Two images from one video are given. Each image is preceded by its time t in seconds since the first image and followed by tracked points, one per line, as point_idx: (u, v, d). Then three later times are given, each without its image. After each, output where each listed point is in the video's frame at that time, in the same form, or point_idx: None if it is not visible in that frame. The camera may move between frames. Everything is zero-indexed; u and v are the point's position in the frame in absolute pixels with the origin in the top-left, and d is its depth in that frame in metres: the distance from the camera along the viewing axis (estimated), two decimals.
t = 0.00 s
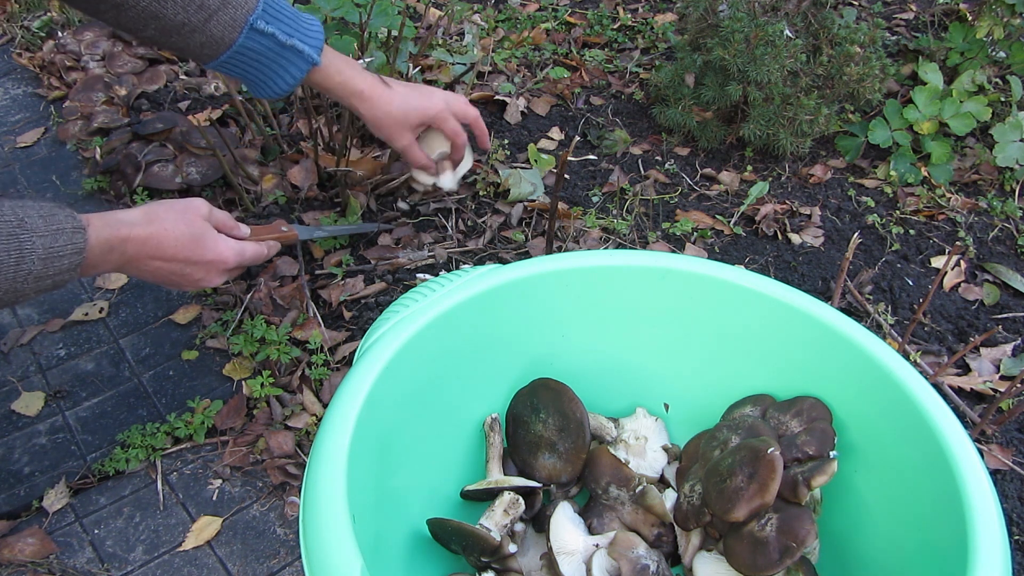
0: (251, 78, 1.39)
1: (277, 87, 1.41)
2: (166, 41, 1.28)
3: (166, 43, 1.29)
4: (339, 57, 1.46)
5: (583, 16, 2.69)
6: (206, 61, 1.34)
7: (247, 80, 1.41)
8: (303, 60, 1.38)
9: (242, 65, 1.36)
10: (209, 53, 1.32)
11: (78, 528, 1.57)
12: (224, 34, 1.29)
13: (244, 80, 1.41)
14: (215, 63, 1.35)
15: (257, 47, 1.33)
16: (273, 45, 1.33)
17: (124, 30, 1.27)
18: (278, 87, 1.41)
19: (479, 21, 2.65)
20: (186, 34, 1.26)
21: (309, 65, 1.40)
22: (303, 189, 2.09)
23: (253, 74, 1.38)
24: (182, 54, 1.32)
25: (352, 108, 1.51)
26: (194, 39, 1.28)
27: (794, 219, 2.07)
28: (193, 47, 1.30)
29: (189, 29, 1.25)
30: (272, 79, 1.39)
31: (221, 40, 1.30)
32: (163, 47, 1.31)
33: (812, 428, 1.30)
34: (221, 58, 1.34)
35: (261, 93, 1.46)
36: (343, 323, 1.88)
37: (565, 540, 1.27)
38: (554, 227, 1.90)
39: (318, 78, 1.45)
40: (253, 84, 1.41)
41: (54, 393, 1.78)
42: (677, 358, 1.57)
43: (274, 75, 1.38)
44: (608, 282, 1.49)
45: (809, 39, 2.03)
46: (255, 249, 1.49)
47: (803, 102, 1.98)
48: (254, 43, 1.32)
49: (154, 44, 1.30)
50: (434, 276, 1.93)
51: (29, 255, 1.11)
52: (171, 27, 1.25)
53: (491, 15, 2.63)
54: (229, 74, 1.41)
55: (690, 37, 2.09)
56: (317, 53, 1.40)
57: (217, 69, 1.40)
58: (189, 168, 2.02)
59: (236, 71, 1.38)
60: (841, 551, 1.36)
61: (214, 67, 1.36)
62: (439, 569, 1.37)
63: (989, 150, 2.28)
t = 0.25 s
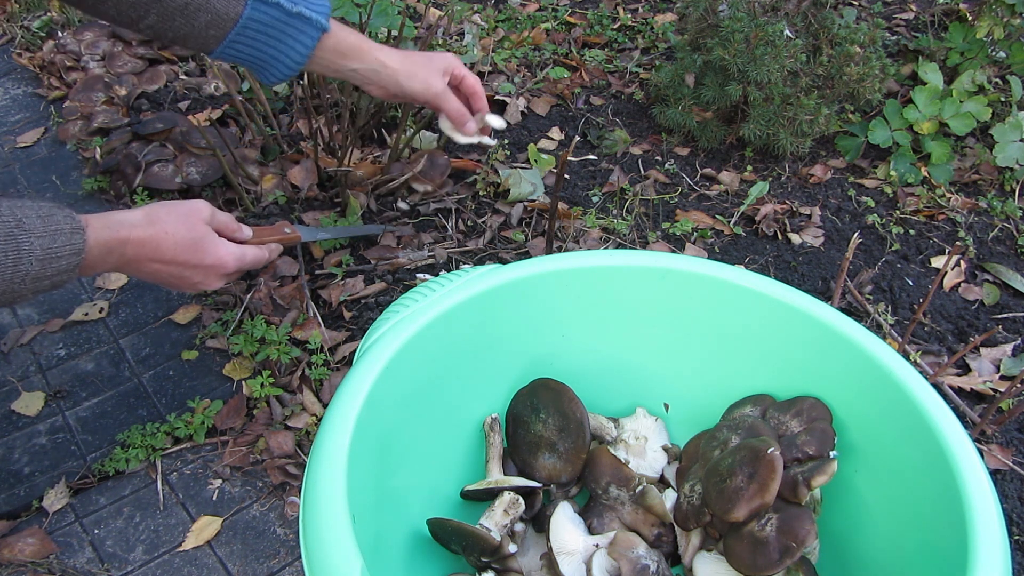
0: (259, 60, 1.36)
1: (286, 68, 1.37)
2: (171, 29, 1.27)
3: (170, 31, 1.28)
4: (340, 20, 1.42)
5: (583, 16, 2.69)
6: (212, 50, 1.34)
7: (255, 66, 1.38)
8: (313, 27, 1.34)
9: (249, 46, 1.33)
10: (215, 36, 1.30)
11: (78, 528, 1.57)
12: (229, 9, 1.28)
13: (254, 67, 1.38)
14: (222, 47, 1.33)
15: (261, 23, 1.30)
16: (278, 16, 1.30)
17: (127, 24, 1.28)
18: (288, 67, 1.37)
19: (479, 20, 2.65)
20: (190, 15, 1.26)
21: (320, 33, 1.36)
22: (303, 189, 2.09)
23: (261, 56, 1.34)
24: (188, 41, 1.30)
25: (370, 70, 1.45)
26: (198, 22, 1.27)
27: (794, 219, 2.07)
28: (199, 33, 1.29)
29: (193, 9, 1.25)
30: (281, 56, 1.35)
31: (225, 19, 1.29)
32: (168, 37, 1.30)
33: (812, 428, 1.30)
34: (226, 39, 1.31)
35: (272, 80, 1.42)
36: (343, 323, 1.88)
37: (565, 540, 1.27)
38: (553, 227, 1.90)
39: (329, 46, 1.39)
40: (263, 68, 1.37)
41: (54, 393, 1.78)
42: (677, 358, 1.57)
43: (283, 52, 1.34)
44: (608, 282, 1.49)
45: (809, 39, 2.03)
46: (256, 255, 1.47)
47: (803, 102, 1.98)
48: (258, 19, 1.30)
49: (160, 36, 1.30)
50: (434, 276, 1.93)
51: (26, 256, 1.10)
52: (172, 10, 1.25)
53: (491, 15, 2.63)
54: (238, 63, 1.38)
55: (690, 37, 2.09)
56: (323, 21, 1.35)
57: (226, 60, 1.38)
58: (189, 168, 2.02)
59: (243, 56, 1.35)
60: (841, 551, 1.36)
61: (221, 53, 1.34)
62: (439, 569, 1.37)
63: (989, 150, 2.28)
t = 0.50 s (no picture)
0: (247, 47, 1.35)
1: (274, 54, 1.38)
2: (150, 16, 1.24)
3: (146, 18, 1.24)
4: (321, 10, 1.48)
5: (583, 16, 2.69)
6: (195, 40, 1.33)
7: (241, 57, 1.37)
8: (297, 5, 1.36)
9: (236, 30, 1.32)
10: (199, 21, 1.30)
11: (78, 528, 1.57)
12: None
13: (241, 56, 1.37)
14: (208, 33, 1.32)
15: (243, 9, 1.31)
16: None
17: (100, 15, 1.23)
18: (277, 53, 1.38)
19: (479, 20, 2.65)
20: None
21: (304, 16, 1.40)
22: (303, 189, 2.09)
23: (249, 41, 1.34)
24: (170, 29, 1.27)
25: (363, 38, 1.47)
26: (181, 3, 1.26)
27: (794, 219, 2.07)
28: (180, 19, 1.27)
29: None
30: (269, 41, 1.36)
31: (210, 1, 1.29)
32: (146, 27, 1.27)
33: (812, 428, 1.30)
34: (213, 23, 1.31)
35: (259, 71, 1.41)
36: (343, 323, 1.88)
37: (565, 540, 1.27)
38: (553, 227, 1.90)
39: (317, 19, 1.42)
40: (251, 56, 1.37)
41: (54, 393, 1.78)
42: (677, 358, 1.57)
43: (271, 35, 1.35)
44: (608, 282, 1.49)
45: (809, 39, 2.03)
46: (244, 244, 1.41)
47: (803, 102, 1.98)
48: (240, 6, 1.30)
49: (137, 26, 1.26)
50: (434, 276, 1.93)
51: (9, 245, 1.10)
52: None
53: (491, 15, 2.63)
54: (222, 53, 1.37)
55: (690, 37, 2.09)
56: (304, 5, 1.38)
57: (210, 53, 1.38)
58: (189, 168, 2.01)
59: (231, 43, 1.34)
60: (841, 551, 1.36)
61: (207, 41, 1.33)
62: (439, 569, 1.37)
63: (990, 150, 2.28)
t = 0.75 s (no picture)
0: (216, 45, 1.35)
1: (245, 47, 1.37)
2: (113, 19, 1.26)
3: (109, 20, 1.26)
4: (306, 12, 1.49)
5: (583, 16, 2.69)
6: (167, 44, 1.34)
7: (213, 57, 1.37)
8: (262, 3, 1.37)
9: (204, 24, 1.33)
10: (165, 17, 1.30)
11: (78, 528, 1.57)
12: None
13: (214, 54, 1.37)
14: (176, 29, 1.32)
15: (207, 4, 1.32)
16: None
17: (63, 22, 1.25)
18: (248, 46, 1.38)
19: (479, 20, 2.65)
20: None
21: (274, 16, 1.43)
22: (303, 189, 2.09)
23: (218, 35, 1.34)
24: (134, 30, 1.28)
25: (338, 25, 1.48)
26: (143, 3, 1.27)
27: (794, 219, 2.07)
28: (143, 20, 1.28)
29: None
30: (239, 34, 1.35)
31: None
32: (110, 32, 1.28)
33: (812, 428, 1.30)
34: (180, 18, 1.31)
35: (234, 70, 1.41)
36: (343, 323, 1.88)
37: (565, 540, 1.27)
38: (554, 227, 1.90)
39: (288, 11, 1.46)
40: (223, 52, 1.36)
41: (54, 393, 1.78)
42: (677, 358, 1.57)
43: (239, 27, 1.35)
44: (608, 282, 1.49)
45: (809, 39, 2.03)
46: (230, 242, 1.40)
47: (803, 102, 1.98)
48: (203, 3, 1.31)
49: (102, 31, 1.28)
50: (434, 276, 1.93)
51: None
52: None
53: (490, 15, 2.63)
54: (194, 53, 1.37)
55: (690, 37, 2.09)
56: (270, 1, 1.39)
57: (183, 57, 1.38)
58: (189, 168, 2.01)
59: (198, 41, 1.34)
60: (841, 551, 1.36)
61: (176, 39, 1.33)
62: (438, 569, 1.37)
63: (989, 150, 2.28)
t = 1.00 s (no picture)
0: (188, 46, 1.32)
1: (219, 46, 1.33)
2: (79, 23, 1.26)
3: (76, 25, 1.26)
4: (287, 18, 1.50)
5: (583, 16, 2.69)
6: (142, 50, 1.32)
7: (188, 60, 1.34)
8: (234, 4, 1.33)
9: (173, 23, 1.30)
10: (133, 18, 1.29)
11: (78, 528, 1.57)
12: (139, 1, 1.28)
13: (185, 54, 1.33)
14: (146, 29, 1.30)
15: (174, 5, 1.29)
16: None
17: (26, 27, 1.26)
18: (221, 48, 1.34)
19: (479, 20, 2.64)
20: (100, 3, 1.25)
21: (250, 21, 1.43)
22: (303, 189, 2.09)
23: (188, 34, 1.31)
24: (101, 34, 1.27)
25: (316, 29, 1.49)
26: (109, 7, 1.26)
27: (794, 219, 2.07)
28: (110, 24, 1.27)
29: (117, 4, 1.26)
30: (211, 34, 1.32)
31: None
32: (77, 39, 1.29)
33: (812, 428, 1.30)
34: (148, 19, 1.29)
35: (209, 72, 1.37)
36: (343, 323, 1.88)
37: (565, 540, 1.27)
38: (554, 227, 1.90)
39: (262, 17, 1.47)
40: (195, 53, 1.33)
41: (54, 393, 1.78)
42: (677, 358, 1.57)
43: (211, 27, 1.31)
44: (609, 282, 1.49)
45: (809, 38, 2.03)
46: (216, 245, 1.38)
47: (803, 102, 1.98)
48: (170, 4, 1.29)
49: (68, 37, 1.28)
50: (434, 276, 1.93)
51: None
52: None
53: (490, 15, 2.63)
54: (166, 58, 1.34)
55: (690, 37, 2.09)
56: None
57: (158, 63, 1.36)
58: (189, 168, 2.01)
59: (170, 42, 1.31)
60: (841, 551, 1.36)
61: (146, 40, 1.31)
62: (438, 569, 1.37)
63: (989, 150, 2.28)
